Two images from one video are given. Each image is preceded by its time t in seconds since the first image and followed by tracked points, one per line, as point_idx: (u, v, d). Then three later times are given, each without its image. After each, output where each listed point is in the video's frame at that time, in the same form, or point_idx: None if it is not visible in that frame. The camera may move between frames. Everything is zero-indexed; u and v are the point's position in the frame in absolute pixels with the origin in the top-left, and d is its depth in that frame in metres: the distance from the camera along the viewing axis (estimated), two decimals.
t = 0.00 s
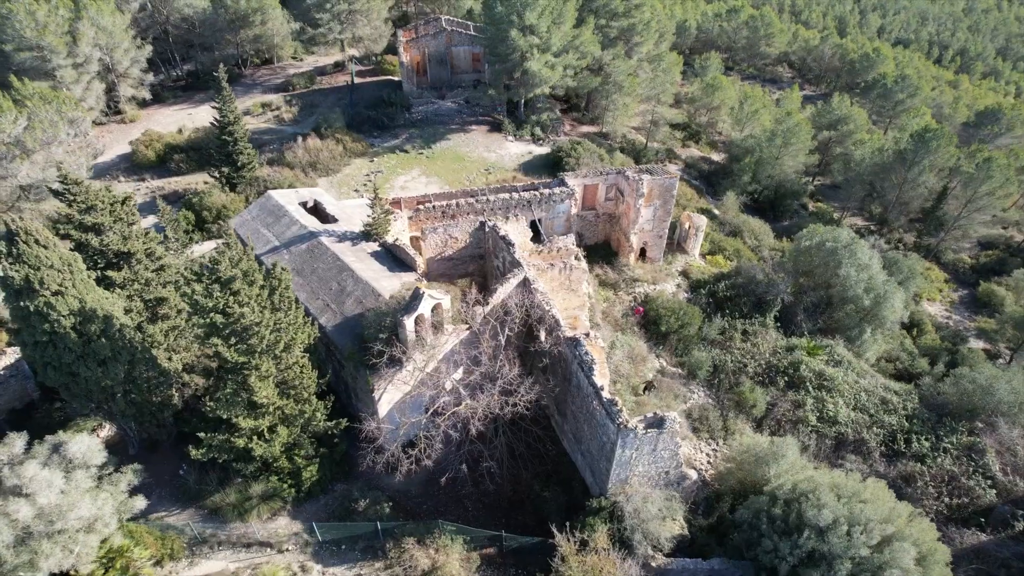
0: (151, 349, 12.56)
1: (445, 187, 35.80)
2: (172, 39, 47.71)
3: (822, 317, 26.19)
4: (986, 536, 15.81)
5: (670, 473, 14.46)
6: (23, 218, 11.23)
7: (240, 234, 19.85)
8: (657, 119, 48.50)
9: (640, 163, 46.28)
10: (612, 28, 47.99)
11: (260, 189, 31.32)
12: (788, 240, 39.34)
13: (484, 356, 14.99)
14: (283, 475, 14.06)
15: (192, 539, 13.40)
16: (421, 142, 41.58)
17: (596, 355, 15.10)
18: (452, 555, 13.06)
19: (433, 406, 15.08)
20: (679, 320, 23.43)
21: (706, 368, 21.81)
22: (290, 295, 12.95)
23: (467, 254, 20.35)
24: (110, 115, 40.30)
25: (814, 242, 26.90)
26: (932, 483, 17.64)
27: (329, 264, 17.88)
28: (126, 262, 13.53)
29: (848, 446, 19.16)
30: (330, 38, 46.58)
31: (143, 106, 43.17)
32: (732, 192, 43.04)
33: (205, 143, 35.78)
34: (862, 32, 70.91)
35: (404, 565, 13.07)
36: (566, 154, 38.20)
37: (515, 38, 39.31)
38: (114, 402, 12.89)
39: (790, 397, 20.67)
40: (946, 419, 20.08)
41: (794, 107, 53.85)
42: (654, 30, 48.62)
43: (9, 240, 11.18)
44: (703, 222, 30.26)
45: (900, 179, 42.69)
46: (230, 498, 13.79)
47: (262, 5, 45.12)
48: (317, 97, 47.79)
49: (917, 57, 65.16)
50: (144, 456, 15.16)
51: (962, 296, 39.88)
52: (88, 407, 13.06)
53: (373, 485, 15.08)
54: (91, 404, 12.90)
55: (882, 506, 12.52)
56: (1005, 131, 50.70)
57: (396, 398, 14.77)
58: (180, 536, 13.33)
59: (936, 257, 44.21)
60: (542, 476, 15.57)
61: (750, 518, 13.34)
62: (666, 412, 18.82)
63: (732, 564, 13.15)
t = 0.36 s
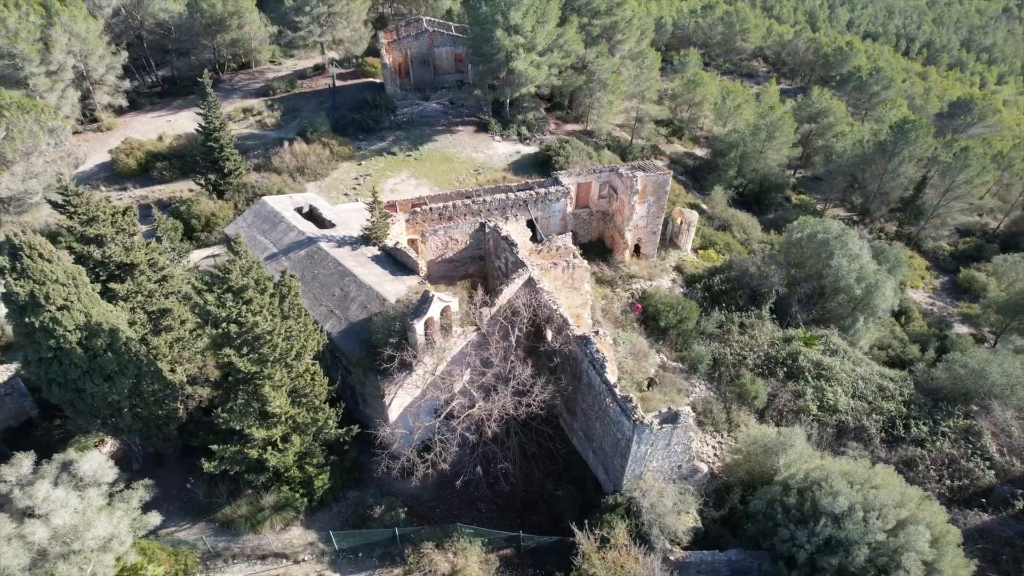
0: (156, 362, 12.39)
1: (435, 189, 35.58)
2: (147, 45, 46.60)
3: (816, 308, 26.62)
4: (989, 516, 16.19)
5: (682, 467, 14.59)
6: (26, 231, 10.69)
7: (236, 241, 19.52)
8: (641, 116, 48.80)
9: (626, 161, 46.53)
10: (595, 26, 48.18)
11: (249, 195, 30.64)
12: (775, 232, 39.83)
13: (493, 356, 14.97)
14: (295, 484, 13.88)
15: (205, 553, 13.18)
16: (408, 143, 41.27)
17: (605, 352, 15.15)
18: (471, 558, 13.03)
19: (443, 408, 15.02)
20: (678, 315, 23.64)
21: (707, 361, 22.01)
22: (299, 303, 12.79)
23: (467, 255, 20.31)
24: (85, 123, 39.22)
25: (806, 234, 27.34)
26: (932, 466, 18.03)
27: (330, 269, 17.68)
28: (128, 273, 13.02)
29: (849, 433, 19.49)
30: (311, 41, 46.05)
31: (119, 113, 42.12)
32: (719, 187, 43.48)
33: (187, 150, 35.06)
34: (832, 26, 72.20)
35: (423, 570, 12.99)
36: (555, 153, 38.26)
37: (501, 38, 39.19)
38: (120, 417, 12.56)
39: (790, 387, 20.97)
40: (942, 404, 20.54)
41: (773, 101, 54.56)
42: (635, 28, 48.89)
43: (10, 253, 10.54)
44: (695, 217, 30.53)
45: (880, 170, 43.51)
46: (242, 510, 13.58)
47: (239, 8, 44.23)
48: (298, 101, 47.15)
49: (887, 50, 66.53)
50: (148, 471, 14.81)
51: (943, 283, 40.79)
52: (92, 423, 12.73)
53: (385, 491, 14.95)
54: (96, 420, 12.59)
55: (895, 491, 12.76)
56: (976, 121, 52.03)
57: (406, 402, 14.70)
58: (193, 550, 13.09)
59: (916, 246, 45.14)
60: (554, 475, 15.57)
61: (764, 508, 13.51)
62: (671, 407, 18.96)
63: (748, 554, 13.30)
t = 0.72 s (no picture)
0: (163, 374, 12.13)
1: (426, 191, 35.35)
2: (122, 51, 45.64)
3: (808, 299, 27.07)
4: (990, 496, 16.62)
5: (694, 461, 14.74)
6: (31, 244, 10.26)
7: (232, 250, 19.17)
8: (625, 113, 49.07)
9: (612, 158, 46.76)
10: (577, 25, 48.42)
11: (237, 203, 30.02)
12: (761, 225, 40.37)
13: (503, 357, 14.94)
14: (307, 494, 13.68)
15: (220, 568, 12.94)
16: (396, 146, 40.95)
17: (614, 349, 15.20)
18: (491, 560, 12.97)
19: (452, 412, 14.97)
20: (676, 310, 23.87)
21: (707, 355, 22.23)
22: (310, 310, 12.62)
23: (468, 257, 20.27)
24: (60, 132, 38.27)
25: (798, 227, 27.76)
26: (933, 450, 18.44)
27: (331, 275, 17.47)
28: (132, 285, 12.66)
29: (849, 421, 19.85)
30: (291, 45, 44.92)
31: (95, 121, 41.16)
32: (705, 182, 43.92)
33: (170, 158, 34.37)
34: (803, 21, 73.47)
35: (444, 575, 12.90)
36: (544, 152, 38.32)
37: (486, 38, 39.07)
38: (128, 432, 12.25)
39: (789, 377, 21.29)
40: (937, 389, 21.02)
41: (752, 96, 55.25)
42: (617, 26, 49.12)
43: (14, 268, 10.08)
44: (686, 212, 30.81)
45: (861, 161, 44.31)
46: (254, 522, 13.37)
47: (215, 12, 43.45)
48: (280, 106, 46.52)
49: (858, 44, 67.83)
50: (154, 486, 14.48)
51: (925, 270, 41.67)
52: (98, 440, 12.41)
53: (397, 497, 14.83)
54: (104, 437, 12.30)
55: (905, 476, 13.03)
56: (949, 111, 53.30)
57: (416, 406, 14.62)
58: (207, 566, 12.84)
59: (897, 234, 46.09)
60: (566, 475, 15.58)
61: (778, 497, 13.68)
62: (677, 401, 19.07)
63: (764, 545, 13.46)
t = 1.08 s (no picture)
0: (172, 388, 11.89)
1: (416, 194, 35.07)
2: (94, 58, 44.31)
3: (801, 290, 27.50)
4: (989, 477, 17.07)
5: (705, 454, 14.87)
6: (37, 259, 9.88)
7: (228, 259, 18.77)
8: (609, 111, 49.26)
9: (598, 156, 46.93)
10: (559, 24, 48.58)
11: (226, 210, 29.34)
12: (748, 219, 40.85)
13: (513, 358, 14.95)
14: (320, 503, 13.52)
15: None
16: (382, 149, 40.52)
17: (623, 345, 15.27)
18: (510, 561, 12.94)
19: (462, 414, 14.94)
20: (673, 305, 24.11)
21: (706, 349, 22.46)
22: (321, 317, 12.47)
23: (469, 258, 20.21)
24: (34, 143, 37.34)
25: (788, 219, 28.18)
26: (931, 434, 18.88)
27: (333, 281, 17.26)
28: (137, 298, 12.31)
29: (849, 409, 20.21)
30: (271, 49, 44.39)
31: (70, 130, 40.11)
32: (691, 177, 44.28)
33: (152, 166, 33.52)
34: (774, 16, 74.51)
35: None
36: (533, 152, 38.34)
37: (471, 38, 38.87)
38: (138, 448, 12.00)
39: (788, 368, 21.63)
40: (931, 374, 21.52)
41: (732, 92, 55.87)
42: (598, 24, 49.27)
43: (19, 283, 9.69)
44: (677, 208, 31.09)
45: (842, 154, 45.03)
46: (268, 534, 13.17)
47: (190, 17, 42.60)
48: (261, 111, 45.81)
49: (829, 38, 69.06)
50: (161, 501, 14.19)
51: (906, 259, 42.58)
52: (107, 457, 12.12)
53: (409, 502, 14.75)
54: (112, 454, 12.03)
55: (914, 460, 13.30)
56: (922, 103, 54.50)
57: (427, 409, 14.56)
58: None
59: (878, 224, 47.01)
60: (577, 472, 15.63)
61: (791, 486, 13.86)
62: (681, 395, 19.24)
63: (777, 534, 13.66)
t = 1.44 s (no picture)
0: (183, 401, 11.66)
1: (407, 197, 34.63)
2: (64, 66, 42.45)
3: (793, 282, 27.97)
4: (988, 458, 17.52)
5: (716, 447, 15.03)
6: (45, 274, 9.53)
7: (225, 267, 18.40)
8: (594, 109, 49.37)
9: (584, 154, 47.05)
10: (542, 24, 48.56)
11: (215, 218, 28.65)
12: (735, 213, 41.28)
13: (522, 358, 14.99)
14: (335, 511, 13.35)
15: None
16: (369, 152, 40.03)
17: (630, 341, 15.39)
18: (531, 561, 12.91)
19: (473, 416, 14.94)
20: (671, 300, 24.33)
21: (705, 342, 22.69)
22: (333, 324, 12.32)
23: (469, 260, 20.19)
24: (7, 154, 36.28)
25: (778, 212, 28.62)
26: (929, 419, 19.32)
27: (336, 287, 17.06)
28: (143, 310, 12.04)
29: (848, 397, 20.59)
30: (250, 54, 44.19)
31: (44, 140, 39.04)
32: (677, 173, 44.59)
33: (134, 175, 32.70)
34: (746, 11, 75.49)
35: None
36: (521, 151, 38.29)
37: (457, 39, 38.70)
38: (149, 463, 11.74)
39: (786, 359, 21.98)
40: (925, 359, 22.02)
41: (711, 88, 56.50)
42: (579, 23, 49.39)
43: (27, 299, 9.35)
44: (668, 204, 31.34)
45: (824, 146, 45.72)
46: (283, 545, 12.96)
47: (165, 22, 42.01)
48: (242, 116, 45.06)
49: (801, 32, 70.18)
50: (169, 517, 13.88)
51: (889, 248, 43.45)
52: (117, 474, 11.85)
53: (422, 506, 14.68)
54: (123, 470, 11.76)
55: (922, 444, 13.61)
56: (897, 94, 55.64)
57: (438, 411, 14.54)
58: None
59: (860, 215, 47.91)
60: (588, 469, 15.71)
61: (802, 476, 14.07)
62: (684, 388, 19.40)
63: (791, 523, 13.83)
